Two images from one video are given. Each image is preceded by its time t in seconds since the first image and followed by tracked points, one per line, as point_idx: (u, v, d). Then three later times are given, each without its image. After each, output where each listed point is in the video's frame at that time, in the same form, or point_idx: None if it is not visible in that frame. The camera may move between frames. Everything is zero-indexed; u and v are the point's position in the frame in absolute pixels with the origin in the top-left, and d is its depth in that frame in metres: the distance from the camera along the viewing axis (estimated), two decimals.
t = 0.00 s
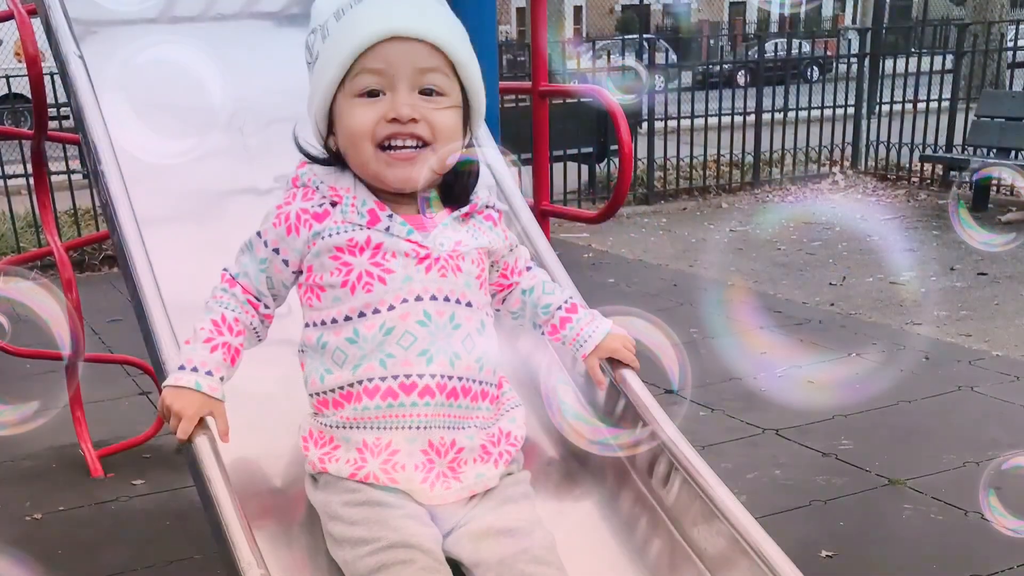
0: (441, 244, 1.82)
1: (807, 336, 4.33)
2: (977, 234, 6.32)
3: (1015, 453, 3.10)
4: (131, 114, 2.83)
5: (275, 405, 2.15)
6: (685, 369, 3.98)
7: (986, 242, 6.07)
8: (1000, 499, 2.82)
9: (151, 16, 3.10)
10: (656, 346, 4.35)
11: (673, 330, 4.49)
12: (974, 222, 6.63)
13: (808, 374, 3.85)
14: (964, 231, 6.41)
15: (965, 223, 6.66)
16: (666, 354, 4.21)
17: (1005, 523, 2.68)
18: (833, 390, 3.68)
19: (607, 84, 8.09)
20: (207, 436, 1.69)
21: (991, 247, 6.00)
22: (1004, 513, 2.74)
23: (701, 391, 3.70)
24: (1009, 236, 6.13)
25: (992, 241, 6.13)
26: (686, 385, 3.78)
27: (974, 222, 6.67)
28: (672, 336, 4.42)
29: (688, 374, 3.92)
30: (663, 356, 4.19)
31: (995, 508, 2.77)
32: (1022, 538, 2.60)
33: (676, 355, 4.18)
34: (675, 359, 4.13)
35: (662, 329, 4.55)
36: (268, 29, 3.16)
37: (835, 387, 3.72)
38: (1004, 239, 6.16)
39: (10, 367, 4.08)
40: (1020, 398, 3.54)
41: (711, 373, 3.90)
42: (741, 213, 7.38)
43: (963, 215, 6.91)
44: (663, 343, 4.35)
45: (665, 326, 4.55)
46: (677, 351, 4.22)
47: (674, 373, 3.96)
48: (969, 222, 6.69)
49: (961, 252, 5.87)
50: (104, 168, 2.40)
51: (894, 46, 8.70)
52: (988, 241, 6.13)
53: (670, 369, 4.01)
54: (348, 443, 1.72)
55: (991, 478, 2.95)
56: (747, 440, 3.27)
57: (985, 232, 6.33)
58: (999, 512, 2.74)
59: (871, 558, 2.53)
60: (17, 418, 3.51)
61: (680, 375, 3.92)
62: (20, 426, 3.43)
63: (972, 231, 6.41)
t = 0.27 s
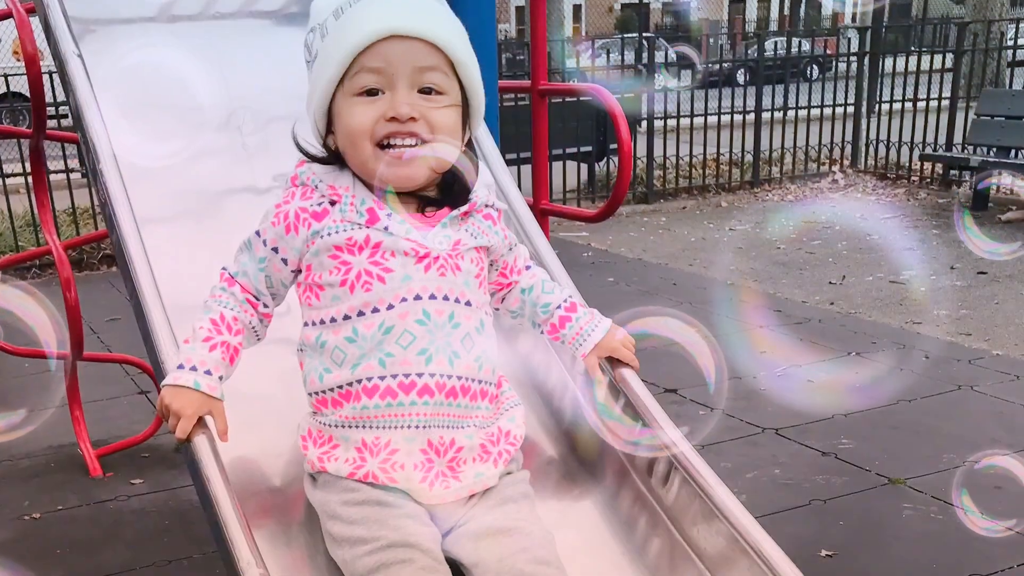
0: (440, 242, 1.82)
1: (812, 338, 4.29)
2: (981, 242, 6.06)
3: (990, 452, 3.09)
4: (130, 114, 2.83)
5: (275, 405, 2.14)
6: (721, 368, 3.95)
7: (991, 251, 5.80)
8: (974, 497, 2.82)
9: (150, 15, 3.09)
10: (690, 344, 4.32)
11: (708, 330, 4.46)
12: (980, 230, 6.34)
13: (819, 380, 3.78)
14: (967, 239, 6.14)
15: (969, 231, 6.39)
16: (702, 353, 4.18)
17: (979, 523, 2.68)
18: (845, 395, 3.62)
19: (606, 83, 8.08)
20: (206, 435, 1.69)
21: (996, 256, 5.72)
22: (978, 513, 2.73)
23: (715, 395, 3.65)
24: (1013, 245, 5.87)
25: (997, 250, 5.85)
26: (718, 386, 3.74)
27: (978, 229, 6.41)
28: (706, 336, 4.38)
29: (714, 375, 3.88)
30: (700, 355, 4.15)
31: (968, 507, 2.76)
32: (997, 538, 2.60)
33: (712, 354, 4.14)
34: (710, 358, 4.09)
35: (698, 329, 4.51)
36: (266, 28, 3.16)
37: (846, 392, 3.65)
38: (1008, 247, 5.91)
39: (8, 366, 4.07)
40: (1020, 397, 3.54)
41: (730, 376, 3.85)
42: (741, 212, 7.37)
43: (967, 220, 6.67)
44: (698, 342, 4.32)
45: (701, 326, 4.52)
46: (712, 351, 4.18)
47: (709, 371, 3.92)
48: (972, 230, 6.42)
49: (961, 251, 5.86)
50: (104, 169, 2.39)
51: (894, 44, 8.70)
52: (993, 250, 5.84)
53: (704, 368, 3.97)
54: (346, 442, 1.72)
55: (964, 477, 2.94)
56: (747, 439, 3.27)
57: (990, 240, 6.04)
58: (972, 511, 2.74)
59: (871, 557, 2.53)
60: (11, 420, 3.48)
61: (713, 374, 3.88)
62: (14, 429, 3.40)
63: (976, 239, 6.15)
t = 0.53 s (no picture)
0: (439, 242, 1.82)
1: (813, 337, 4.28)
2: (987, 252, 5.84)
3: (965, 452, 3.09)
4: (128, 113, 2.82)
5: (273, 404, 2.14)
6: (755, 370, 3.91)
7: (996, 261, 5.56)
8: (947, 497, 2.82)
9: (148, 13, 3.10)
10: (723, 348, 4.28)
11: (741, 333, 4.41)
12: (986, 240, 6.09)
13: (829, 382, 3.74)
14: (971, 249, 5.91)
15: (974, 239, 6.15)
16: (735, 356, 4.13)
17: (951, 523, 2.69)
18: (856, 399, 3.56)
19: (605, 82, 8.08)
20: (205, 435, 1.68)
21: (1002, 267, 5.47)
22: (951, 513, 2.73)
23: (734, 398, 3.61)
24: (1019, 254, 5.68)
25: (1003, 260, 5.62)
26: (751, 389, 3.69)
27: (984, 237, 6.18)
28: (739, 339, 4.33)
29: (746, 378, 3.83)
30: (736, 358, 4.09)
31: (940, 508, 2.77)
32: (969, 538, 2.60)
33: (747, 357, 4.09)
34: (745, 360, 4.04)
35: (731, 331, 4.46)
36: (265, 27, 3.16)
37: (857, 395, 3.60)
38: (1013, 256, 5.72)
39: (7, 364, 4.07)
40: (1020, 396, 3.54)
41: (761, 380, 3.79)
42: (741, 210, 7.37)
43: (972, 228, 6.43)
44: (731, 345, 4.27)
45: (734, 328, 4.47)
46: (745, 353, 4.14)
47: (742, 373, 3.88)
48: (977, 238, 6.18)
49: (960, 250, 5.86)
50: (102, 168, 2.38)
51: (894, 43, 8.69)
52: (999, 260, 5.61)
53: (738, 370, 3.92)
54: (345, 441, 1.72)
55: (936, 478, 2.94)
56: (746, 438, 3.27)
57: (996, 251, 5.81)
58: (945, 512, 2.74)
59: (872, 556, 2.53)
60: None
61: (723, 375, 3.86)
62: None
63: (982, 249, 5.91)
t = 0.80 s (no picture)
0: (438, 241, 1.82)
1: (815, 337, 4.27)
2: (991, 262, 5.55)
3: (936, 452, 3.10)
4: (127, 112, 2.82)
5: (272, 403, 2.14)
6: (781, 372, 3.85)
7: (1001, 271, 5.31)
8: (919, 497, 2.82)
9: (147, 12, 3.09)
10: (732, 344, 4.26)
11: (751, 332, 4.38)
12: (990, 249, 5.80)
13: (837, 384, 3.70)
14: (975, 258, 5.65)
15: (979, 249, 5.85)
16: (763, 355, 4.07)
17: (923, 523, 2.69)
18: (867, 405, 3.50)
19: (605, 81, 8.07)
20: (206, 434, 1.68)
21: (1007, 276, 5.24)
22: (922, 513, 2.73)
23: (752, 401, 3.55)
24: None
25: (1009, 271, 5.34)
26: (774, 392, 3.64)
27: (989, 247, 5.88)
28: (770, 339, 4.26)
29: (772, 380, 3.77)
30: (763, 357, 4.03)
31: (913, 508, 2.76)
32: (942, 537, 2.60)
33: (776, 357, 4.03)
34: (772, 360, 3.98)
35: (760, 331, 4.39)
36: (264, 25, 3.15)
37: (868, 402, 3.53)
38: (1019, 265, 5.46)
39: (6, 363, 4.07)
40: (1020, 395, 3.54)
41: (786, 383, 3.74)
42: (740, 209, 7.37)
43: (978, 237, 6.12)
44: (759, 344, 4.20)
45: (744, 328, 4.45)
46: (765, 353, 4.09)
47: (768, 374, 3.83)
48: (983, 248, 5.89)
49: (960, 249, 5.85)
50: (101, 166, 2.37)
51: (893, 42, 8.69)
52: (1004, 271, 5.33)
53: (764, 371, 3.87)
54: (343, 440, 1.71)
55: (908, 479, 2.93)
56: (745, 437, 3.26)
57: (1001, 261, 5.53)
58: (917, 511, 2.74)
59: (872, 556, 2.53)
60: None
61: (727, 373, 3.85)
62: None
63: (986, 259, 5.63)
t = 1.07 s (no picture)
0: (437, 240, 1.81)
1: (821, 338, 4.24)
2: (997, 272, 5.30)
3: (910, 453, 3.11)
4: (127, 111, 2.81)
5: (271, 402, 2.14)
6: (808, 377, 3.78)
7: (1006, 281, 5.09)
8: (891, 498, 2.81)
9: (145, 11, 3.09)
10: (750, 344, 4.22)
11: (773, 335, 4.32)
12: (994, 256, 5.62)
13: (849, 390, 3.63)
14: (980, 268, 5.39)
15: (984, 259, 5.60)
16: (792, 358, 3.99)
17: (896, 524, 2.68)
18: (880, 413, 3.42)
19: (604, 79, 8.07)
20: (204, 434, 1.67)
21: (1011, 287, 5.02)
22: (895, 513, 2.73)
23: (774, 406, 3.50)
24: None
25: (1016, 282, 5.08)
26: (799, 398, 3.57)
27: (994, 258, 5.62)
28: (799, 344, 4.18)
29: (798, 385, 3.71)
30: (791, 361, 3.96)
31: (886, 508, 2.76)
32: (913, 538, 2.60)
33: (805, 360, 3.95)
34: (800, 364, 3.91)
35: (789, 334, 4.31)
36: (263, 24, 3.15)
37: (883, 409, 3.46)
38: None
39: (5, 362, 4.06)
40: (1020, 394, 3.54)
41: (813, 388, 3.66)
42: (739, 208, 7.36)
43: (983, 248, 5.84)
44: (788, 348, 4.13)
45: (768, 330, 4.39)
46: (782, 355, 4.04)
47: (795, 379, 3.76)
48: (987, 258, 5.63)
49: (960, 248, 5.84)
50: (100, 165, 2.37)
51: (893, 41, 8.68)
52: (1011, 282, 5.08)
53: (791, 375, 3.80)
54: (342, 440, 1.71)
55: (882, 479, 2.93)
56: (745, 437, 3.26)
57: (1008, 271, 5.27)
58: (890, 512, 2.74)
59: (871, 555, 2.53)
60: None
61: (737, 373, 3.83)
62: None
63: (992, 269, 5.36)
